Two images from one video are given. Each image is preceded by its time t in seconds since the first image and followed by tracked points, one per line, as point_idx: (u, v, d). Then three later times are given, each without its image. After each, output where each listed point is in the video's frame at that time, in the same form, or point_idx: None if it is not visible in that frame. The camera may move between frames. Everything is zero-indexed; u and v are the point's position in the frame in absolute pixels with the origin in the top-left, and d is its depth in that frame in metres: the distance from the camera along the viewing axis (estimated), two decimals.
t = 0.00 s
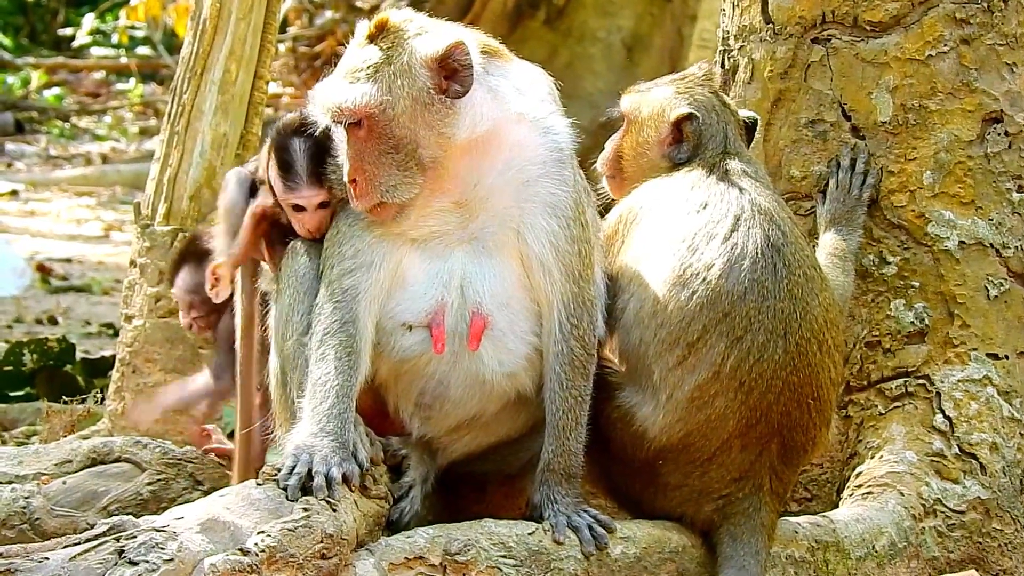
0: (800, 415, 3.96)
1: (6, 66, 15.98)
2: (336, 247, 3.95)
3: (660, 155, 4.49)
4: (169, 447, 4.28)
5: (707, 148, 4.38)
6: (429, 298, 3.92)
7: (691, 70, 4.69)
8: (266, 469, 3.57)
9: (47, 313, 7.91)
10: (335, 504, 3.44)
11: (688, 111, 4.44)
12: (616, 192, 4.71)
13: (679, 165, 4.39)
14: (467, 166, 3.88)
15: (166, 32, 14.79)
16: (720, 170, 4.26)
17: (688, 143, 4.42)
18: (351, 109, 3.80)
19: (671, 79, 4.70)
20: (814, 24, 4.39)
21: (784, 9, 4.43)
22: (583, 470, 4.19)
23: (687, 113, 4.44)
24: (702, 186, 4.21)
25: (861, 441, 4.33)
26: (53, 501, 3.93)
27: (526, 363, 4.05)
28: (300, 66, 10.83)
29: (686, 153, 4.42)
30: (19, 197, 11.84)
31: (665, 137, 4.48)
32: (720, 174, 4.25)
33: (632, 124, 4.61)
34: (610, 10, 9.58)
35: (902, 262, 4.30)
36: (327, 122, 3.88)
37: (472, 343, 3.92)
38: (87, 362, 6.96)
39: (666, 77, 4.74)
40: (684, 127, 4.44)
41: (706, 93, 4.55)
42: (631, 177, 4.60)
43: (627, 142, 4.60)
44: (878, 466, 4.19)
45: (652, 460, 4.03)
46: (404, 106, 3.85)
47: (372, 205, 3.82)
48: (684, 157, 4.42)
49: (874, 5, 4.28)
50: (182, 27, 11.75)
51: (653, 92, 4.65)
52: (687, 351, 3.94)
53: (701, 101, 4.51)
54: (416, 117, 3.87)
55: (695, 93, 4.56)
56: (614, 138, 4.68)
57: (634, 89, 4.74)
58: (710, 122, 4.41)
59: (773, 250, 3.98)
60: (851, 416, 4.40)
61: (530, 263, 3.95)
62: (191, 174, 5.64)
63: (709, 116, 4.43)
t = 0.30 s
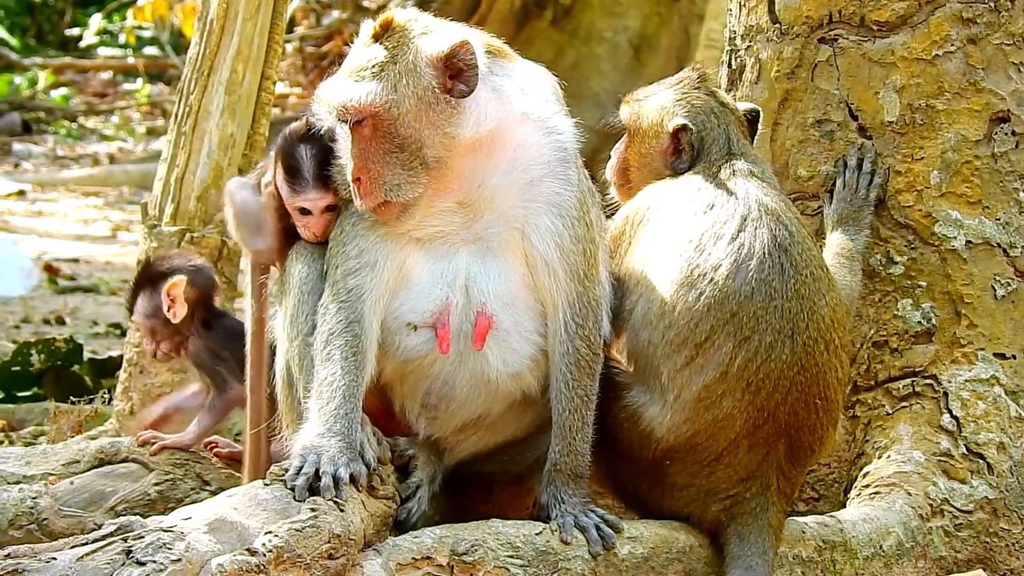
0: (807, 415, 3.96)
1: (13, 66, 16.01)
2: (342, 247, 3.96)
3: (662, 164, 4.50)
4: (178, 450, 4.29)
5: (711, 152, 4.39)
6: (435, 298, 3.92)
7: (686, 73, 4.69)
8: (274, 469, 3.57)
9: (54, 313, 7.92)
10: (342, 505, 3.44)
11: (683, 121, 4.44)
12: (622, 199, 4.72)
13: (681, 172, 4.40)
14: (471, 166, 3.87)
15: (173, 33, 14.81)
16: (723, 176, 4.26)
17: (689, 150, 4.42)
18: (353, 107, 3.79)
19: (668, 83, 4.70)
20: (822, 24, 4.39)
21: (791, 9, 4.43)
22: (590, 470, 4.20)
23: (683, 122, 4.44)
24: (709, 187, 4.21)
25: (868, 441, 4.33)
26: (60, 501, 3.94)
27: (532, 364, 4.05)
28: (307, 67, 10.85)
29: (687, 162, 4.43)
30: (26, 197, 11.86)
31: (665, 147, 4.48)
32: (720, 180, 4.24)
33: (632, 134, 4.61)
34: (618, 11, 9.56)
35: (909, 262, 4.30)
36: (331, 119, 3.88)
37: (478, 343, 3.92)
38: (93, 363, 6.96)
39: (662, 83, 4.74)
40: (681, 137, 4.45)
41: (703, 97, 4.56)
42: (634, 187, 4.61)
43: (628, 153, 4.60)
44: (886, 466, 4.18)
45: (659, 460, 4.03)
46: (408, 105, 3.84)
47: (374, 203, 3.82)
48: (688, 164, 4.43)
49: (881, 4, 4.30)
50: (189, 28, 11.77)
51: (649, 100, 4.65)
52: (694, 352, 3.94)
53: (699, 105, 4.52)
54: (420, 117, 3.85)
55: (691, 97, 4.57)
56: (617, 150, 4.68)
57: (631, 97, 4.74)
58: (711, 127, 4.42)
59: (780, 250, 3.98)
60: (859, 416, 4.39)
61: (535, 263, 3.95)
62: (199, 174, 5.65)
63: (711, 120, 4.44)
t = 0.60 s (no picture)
0: (815, 414, 3.95)
1: (21, 64, 16.05)
2: (348, 245, 3.95)
3: (668, 165, 4.51)
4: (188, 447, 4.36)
5: (717, 151, 4.38)
6: (442, 297, 3.92)
7: (689, 72, 4.69)
8: (282, 467, 3.57)
9: (64, 311, 7.94)
10: (350, 504, 3.44)
11: (688, 122, 4.46)
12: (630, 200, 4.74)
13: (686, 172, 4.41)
14: (476, 164, 3.87)
15: (181, 31, 14.82)
16: (730, 177, 4.24)
17: (694, 150, 4.43)
18: (354, 79, 3.82)
19: (674, 82, 4.71)
20: (830, 23, 4.39)
21: (800, 8, 4.42)
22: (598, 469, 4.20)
23: (687, 123, 4.47)
24: (717, 186, 4.21)
25: (876, 440, 4.34)
26: (68, 500, 3.92)
27: (539, 362, 4.05)
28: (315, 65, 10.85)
29: (692, 162, 4.44)
30: (34, 195, 11.88)
31: (671, 148, 4.51)
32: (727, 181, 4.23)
33: (638, 136, 4.62)
34: (625, 9, 9.50)
35: (917, 261, 4.30)
36: (330, 90, 3.88)
37: (484, 341, 3.92)
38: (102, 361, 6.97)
39: (666, 83, 4.75)
40: (686, 138, 4.46)
41: (708, 96, 4.57)
42: (642, 189, 4.62)
43: (636, 156, 4.62)
44: (894, 465, 4.18)
45: (668, 459, 4.03)
46: (405, 86, 3.86)
47: (362, 183, 3.82)
48: (694, 164, 4.43)
49: (890, 4, 4.28)
50: (198, 26, 11.79)
51: (655, 101, 4.67)
52: (702, 351, 3.94)
53: (703, 105, 4.53)
54: (417, 99, 3.87)
55: (696, 97, 4.58)
56: (625, 152, 4.71)
57: (636, 99, 4.76)
58: (715, 126, 4.43)
59: (789, 249, 3.98)
60: (867, 416, 4.40)
61: (541, 262, 3.94)
62: (206, 174, 5.67)
63: (715, 118, 4.44)
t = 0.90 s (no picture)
0: (823, 413, 3.95)
1: (29, 64, 16.08)
2: (353, 245, 3.95)
3: (676, 166, 4.52)
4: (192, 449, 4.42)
5: (724, 151, 4.38)
6: (448, 297, 3.92)
7: (696, 72, 4.69)
8: (291, 468, 3.57)
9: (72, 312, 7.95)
10: (359, 504, 3.43)
11: (694, 121, 4.46)
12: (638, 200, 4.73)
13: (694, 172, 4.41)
14: (481, 162, 3.87)
15: (189, 31, 14.83)
16: (738, 176, 4.24)
17: (700, 149, 4.43)
18: (353, 60, 3.83)
19: (680, 83, 4.71)
20: (838, 23, 4.39)
21: (808, 8, 4.42)
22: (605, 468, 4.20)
23: (693, 122, 4.47)
24: (725, 186, 4.21)
25: (885, 439, 4.35)
26: (77, 501, 3.93)
27: (545, 362, 4.04)
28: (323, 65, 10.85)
29: (699, 161, 4.44)
30: (41, 194, 11.89)
31: (678, 147, 4.50)
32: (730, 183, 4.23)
33: (645, 136, 4.62)
34: (633, 8, 9.44)
35: (926, 261, 4.30)
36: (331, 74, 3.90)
37: (490, 341, 3.92)
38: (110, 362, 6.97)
39: (671, 83, 4.75)
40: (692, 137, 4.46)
41: (714, 96, 4.56)
42: (650, 188, 4.62)
43: (643, 157, 4.62)
44: (902, 464, 4.19)
45: (676, 459, 4.03)
46: (400, 73, 3.83)
47: (350, 166, 3.82)
48: (701, 163, 4.43)
49: (898, 4, 4.29)
50: (206, 26, 11.80)
51: (661, 101, 4.67)
52: (710, 350, 3.94)
53: (710, 105, 4.52)
54: (411, 86, 3.84)
55: (703, 97, 4.57)
56: (632, 153, 4.71)
57: (642, 100, 4.75)
58: (722, 126, 4.43)
59: (796, 249, 3.97)
60: (875, 415, 4.42)
61: (546, 262, 3.93)
62: (215, 174, 5.65)
63: (722, 118, 4.44)
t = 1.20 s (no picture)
0: (831, 413, 3.94)
1: (35, 64, 16.11)
2: (360, 244, 3.94)
3: (683, 165, 4.52)
4: (202, 446, 4.29)
5: (731, 150, 4.37)
6: (455, 297, 3.92)
7: (704, 72, 4.69)
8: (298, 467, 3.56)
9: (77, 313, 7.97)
10: (366, 504, 3.42)
11: (701, 120, 4.46)
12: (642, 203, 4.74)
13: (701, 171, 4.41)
14: (487, 161, 3.86)
15: (197, 31, 14.85)
16: (744, 175, 4.24)
17: (707, 148, 4.43)
18: (359, 51, 3.85)
19: (687, 82, 4.71)
20: (845, 22, 4.39)
21: (816, 7, 4.42)
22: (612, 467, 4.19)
23: (700, 121, 4.46)
24: (733, 185, 4.20)
25: (893, 439, 4.35)
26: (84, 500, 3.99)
27: (552, 361, 4.04)
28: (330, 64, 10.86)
29: (705, 160, 4.44)
30: (48, 194, 11.90)
31: (684, 147, 4.51)
32: (745, 175, 4.23)
33: (652, 135, 4.62)
34: (639, 8, 9.39)
35: (934, 260, 4.31)
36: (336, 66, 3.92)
37: (496, 340, 3.91)
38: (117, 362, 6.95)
39: (679, 84, 4.76)
40: (699, 136, 4.46)
41: (721, 95, 4.56)
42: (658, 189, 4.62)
43: (650, 156, 4.62)
44: (910, 464, 4.20)
45: (683, 459, 4.03)
46: (405, 64, 3.85)
47: (349, 155, 3.83)
48: (707, 162, 4.43)
49: (905, 3, 4.30)
50: (213, 25, 11.80)
51: (668, 100, 4.67)
52: (718, 349, 3.94)
53: (717, 103, 4.52)
54: (415, 77, 3.85)
55: (709, 96, 4.56)
56: (638, 152, 4.71)
57: (649, 99, 4.75)
58: (729, 124, 4.42)
59: (804, 248, 3.97)
60: (883, 415, 4.40)
61: (553, 261, 3.93)
62: (223, 173, 5.59)
63: (730, 117, 4.43)
